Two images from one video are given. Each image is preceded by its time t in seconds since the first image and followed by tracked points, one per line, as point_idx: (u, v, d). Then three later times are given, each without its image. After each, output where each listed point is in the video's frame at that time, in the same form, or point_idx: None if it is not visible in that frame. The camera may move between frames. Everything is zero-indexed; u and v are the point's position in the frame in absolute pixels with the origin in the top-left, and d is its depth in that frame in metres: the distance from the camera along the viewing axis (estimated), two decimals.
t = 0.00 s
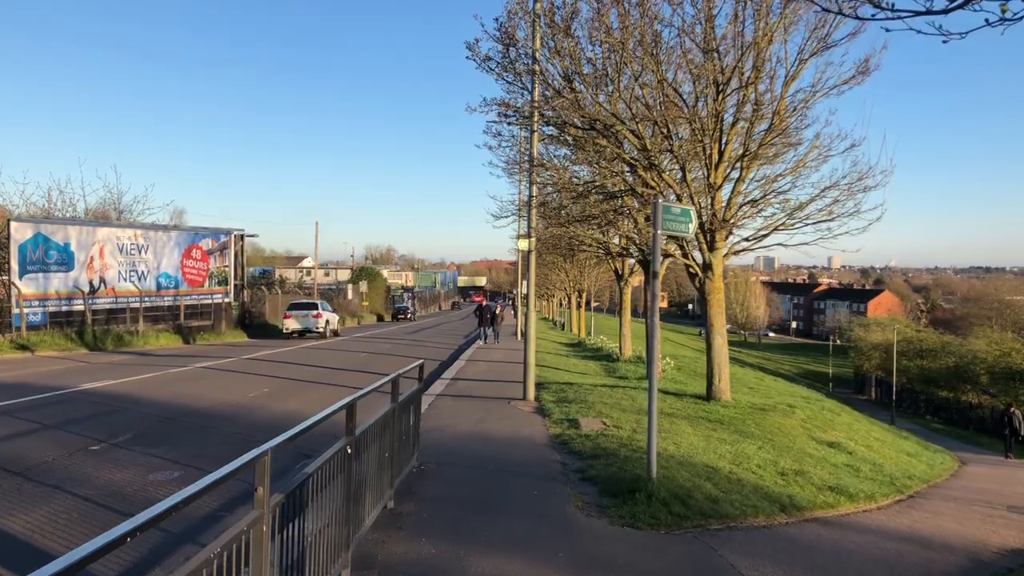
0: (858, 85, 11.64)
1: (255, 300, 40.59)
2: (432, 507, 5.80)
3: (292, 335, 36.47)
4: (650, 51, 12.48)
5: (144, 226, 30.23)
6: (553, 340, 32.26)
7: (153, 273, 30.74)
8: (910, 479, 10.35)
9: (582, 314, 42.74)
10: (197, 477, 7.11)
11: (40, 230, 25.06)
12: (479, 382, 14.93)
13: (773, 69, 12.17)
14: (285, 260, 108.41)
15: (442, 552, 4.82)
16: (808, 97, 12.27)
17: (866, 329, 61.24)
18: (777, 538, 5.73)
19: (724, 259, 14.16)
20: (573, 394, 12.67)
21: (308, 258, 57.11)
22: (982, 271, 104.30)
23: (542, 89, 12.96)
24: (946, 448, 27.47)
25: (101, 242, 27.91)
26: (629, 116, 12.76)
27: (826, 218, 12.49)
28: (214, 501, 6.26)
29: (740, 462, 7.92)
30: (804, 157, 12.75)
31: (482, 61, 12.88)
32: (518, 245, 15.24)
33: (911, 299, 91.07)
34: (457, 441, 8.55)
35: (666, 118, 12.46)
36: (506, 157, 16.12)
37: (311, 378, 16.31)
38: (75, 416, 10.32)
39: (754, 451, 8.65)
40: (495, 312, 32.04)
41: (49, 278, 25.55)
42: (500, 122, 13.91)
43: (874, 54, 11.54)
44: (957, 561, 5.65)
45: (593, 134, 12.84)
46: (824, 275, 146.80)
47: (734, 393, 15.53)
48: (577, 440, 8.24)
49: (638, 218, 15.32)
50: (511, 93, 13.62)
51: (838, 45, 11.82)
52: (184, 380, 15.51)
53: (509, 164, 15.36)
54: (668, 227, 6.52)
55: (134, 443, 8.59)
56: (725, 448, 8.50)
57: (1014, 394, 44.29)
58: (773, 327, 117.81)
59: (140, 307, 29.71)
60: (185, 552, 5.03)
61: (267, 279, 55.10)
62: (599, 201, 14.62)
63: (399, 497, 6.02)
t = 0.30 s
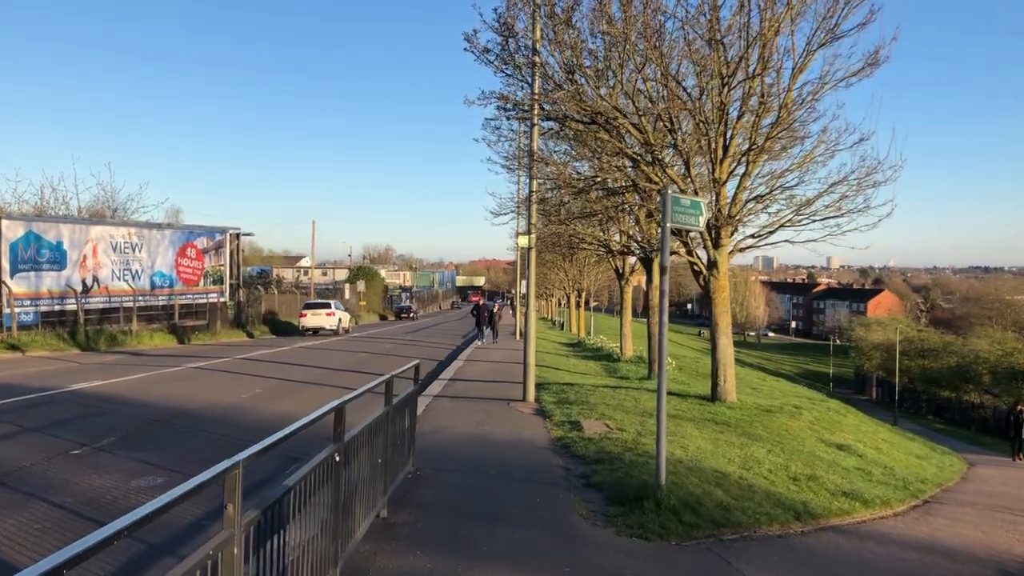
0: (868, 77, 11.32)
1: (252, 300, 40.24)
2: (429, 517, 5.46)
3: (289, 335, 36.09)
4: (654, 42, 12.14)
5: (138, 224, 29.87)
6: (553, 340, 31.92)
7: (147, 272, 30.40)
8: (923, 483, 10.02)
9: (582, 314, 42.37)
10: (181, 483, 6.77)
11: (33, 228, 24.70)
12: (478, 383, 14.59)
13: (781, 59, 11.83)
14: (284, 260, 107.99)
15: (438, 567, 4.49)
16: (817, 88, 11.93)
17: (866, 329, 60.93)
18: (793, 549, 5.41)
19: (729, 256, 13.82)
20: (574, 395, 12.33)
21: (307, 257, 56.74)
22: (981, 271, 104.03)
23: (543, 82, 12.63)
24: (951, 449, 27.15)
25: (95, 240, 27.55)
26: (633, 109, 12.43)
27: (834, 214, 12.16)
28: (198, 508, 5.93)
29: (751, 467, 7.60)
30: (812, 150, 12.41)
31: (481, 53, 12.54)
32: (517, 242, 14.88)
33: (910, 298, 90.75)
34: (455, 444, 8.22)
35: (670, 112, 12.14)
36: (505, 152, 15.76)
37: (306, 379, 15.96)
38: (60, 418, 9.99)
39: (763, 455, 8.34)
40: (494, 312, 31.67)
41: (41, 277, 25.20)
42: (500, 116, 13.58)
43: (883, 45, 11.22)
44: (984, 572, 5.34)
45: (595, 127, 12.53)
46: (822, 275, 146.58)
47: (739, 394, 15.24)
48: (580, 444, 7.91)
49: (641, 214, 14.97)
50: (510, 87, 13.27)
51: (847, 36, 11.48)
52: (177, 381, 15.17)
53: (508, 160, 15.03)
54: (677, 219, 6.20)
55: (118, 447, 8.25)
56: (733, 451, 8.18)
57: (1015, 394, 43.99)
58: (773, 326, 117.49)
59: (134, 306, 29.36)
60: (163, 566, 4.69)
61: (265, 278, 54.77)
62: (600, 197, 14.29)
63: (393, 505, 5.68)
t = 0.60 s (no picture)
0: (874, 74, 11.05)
1: (248, 301, 39.90)
2: (422, 534, 5.18)
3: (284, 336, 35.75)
4: (656, 37, 11.86)
5: (133, 224, 29.56)
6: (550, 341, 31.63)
7: (142, 273, 30.08)
8: (933, 491, 9.73)
9: (580, 314, 42.06)
10: (164, 495, 6.48)
11: (26, 229, 24.38)
12: (475, 386, 14.29)
13: (785, 55, 11.56)
14: (281, 260, 107.60)
15: None
16: (822, 85, 11.65)
17: (865, 329, 60.69)
18: (807, 568, 5.12)
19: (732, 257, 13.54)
20: (573, 399, 12.05)
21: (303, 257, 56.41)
22: (980, 271, 103.61)
23: (542, 78, 12.34)
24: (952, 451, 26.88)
25: (89, 241, 27.23)
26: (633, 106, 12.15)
27: (839, 214, 11.87)
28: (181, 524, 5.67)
29: (758, 476, 7.31)
30: (817, 148, 12.11)
31: (479, 50, 12.26)
32: (515, 243, 14.58)
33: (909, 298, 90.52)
34: (451, 452, 7.93)
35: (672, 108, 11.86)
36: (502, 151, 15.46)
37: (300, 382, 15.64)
38: (44, 424, 9.68)
39: (769, 463, 8.06)
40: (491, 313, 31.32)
41: (34, 278, 24.90)
42: (498, 114, 13.29)
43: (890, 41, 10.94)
44: None
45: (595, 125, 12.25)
46: (821, 275, 146.36)
47: (741, 397, 14.97)
48: (581, 452, 7.62)
49: (641, 215, 14.68)
50: (508, 84, 12.98)
51: (853, 31, 11.20)
52: (167, 384, 14.85)
53: (506, 159, 14.74)
54: (683, 220, 5.92)
55: (101, 455, 7.95)
56: (739, 460, 7.89)
57: (1016, 394, 43.75)
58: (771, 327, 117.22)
59: (128, 307, 29.05)
60: None
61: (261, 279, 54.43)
62: (601, 197, 14.00)
63: (384, 520, 5.40)
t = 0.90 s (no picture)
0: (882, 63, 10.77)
1: (244, 300, 39.53)
2: (414, 541, 4.89)
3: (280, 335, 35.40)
4: (657, 27, 11.56)
5: (127, 222, 29.21)
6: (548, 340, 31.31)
7: (136, 271, 29.74)
8: (944, 493, 9.44)
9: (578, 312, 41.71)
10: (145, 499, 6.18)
11: (17, 226, 24.04)
12: (472, 385, 13.98)
13: (789, 45, 11.26)
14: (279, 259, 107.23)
15: None
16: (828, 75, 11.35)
17: (865, 329, 60.38)
18: None
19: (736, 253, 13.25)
20: (573, 399, 11.76)
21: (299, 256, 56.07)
22: (979, 270, 103.34)
23: (539, 70, 12.04)
24: (954, 452, 26.56)
25: (82, 239, 26.89)
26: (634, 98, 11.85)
27: (845, 209, 11.58)
28: (159, 531, 5.40)
29: (766, 478, 7.02)
30: (822, 141, 11.80)
31: (475, 40, 11.94)
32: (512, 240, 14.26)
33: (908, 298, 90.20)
34: (446, 453, 7.62)
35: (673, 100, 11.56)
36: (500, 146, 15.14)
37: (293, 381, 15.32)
38: (26, 425, 9.36)
39: (778, 465, 7.76)
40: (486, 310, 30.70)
41: (26, 276, 24.56)
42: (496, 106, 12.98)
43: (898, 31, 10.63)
44: None
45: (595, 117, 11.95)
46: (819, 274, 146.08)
47: (744, 396, 14.68)
48: (582, 454, 7.32)
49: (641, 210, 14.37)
50: (506, 75, 12.68)
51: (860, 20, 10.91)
52: (158, 383, 14.54)
53: (503, 155, 14.43)
54: (691, 209, 5.62)
55: (81, 457, 7.64)
56: (747, 461, 7.60)
57: (1016, 394, 43.39)
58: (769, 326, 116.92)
59: (122, 306, 28.71)
60: None
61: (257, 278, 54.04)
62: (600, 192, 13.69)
63: (374, 526, 5.12)
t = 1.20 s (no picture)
0: (891, 58, 10.48)
1: (239, 300, 39.13)
2: (407, 561, 4.56)
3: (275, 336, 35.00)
4: (660, 21, 11.24)
5: (120, 222, 28.83)
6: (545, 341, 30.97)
7: (129, 271, 29.35)
8: (956, 501, 9.13)
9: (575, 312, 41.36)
10: (124, 513, 5.83)
11: (7, 226, 23.66)
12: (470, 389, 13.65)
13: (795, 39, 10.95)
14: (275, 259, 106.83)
15: None
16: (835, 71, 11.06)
17: (864, 329, 60.03)
18: None
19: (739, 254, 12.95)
20: (574, 403, 11.44)
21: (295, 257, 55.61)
22: (977, 270, 103.07)
23: (538, 65, 11.70)
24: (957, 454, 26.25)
25: (74, 239, 26.50)
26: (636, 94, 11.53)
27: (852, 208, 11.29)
28: (137, 549, 5.07)
29: (777, 490, 6.71)
30: (829, 138, 11.50)
31: (473, 35, 11.62)
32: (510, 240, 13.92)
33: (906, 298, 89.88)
34: (442, 463, 7.29)
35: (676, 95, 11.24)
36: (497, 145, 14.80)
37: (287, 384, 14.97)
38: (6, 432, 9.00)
39: (788, 474, 7.44)
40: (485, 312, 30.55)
41: (17, 276, 24.18)
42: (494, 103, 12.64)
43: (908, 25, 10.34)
44: None
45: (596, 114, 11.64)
46: (817, 274, 145.82)
47: (747, 400, 14.36)
48: (584, 464, 7.00)
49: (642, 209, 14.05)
50: (505, 71, 12.34)
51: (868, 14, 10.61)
52: (148, 387, 14.18)
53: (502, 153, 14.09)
54: (701, 206, 5.30)
55: (60, 467, 7.29)
56: (755, 471, 7.28)
57: (1017, 395, 43.10)
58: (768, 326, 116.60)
59: (115, 307, 28.34)
60: None
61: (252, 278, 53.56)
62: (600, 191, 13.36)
63: (365, 546, 4.80)
